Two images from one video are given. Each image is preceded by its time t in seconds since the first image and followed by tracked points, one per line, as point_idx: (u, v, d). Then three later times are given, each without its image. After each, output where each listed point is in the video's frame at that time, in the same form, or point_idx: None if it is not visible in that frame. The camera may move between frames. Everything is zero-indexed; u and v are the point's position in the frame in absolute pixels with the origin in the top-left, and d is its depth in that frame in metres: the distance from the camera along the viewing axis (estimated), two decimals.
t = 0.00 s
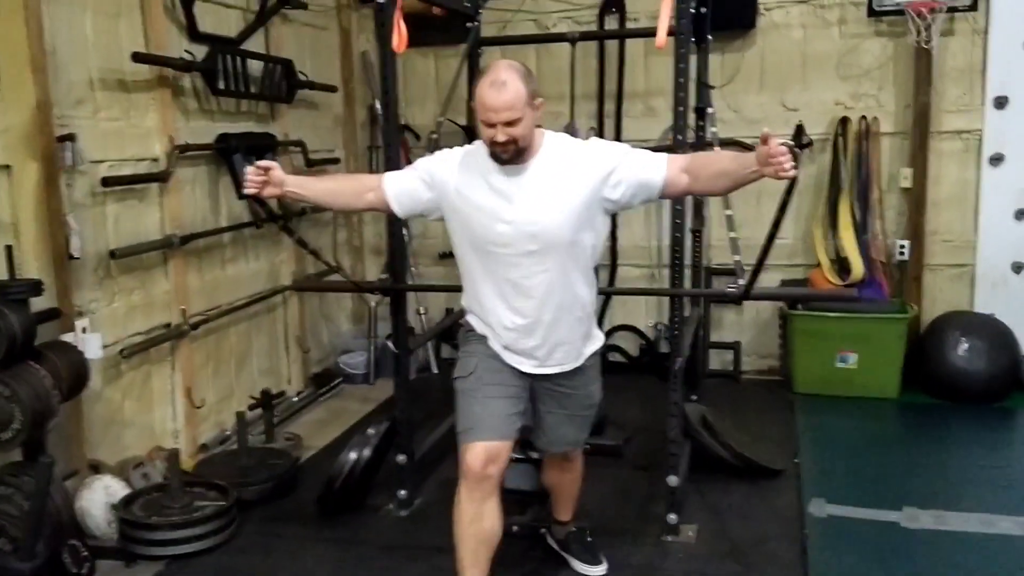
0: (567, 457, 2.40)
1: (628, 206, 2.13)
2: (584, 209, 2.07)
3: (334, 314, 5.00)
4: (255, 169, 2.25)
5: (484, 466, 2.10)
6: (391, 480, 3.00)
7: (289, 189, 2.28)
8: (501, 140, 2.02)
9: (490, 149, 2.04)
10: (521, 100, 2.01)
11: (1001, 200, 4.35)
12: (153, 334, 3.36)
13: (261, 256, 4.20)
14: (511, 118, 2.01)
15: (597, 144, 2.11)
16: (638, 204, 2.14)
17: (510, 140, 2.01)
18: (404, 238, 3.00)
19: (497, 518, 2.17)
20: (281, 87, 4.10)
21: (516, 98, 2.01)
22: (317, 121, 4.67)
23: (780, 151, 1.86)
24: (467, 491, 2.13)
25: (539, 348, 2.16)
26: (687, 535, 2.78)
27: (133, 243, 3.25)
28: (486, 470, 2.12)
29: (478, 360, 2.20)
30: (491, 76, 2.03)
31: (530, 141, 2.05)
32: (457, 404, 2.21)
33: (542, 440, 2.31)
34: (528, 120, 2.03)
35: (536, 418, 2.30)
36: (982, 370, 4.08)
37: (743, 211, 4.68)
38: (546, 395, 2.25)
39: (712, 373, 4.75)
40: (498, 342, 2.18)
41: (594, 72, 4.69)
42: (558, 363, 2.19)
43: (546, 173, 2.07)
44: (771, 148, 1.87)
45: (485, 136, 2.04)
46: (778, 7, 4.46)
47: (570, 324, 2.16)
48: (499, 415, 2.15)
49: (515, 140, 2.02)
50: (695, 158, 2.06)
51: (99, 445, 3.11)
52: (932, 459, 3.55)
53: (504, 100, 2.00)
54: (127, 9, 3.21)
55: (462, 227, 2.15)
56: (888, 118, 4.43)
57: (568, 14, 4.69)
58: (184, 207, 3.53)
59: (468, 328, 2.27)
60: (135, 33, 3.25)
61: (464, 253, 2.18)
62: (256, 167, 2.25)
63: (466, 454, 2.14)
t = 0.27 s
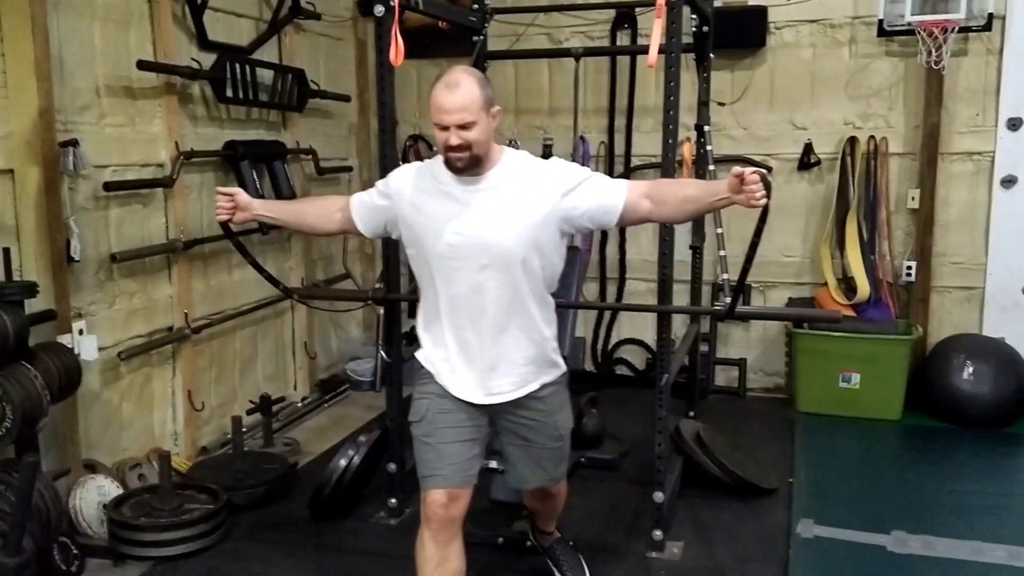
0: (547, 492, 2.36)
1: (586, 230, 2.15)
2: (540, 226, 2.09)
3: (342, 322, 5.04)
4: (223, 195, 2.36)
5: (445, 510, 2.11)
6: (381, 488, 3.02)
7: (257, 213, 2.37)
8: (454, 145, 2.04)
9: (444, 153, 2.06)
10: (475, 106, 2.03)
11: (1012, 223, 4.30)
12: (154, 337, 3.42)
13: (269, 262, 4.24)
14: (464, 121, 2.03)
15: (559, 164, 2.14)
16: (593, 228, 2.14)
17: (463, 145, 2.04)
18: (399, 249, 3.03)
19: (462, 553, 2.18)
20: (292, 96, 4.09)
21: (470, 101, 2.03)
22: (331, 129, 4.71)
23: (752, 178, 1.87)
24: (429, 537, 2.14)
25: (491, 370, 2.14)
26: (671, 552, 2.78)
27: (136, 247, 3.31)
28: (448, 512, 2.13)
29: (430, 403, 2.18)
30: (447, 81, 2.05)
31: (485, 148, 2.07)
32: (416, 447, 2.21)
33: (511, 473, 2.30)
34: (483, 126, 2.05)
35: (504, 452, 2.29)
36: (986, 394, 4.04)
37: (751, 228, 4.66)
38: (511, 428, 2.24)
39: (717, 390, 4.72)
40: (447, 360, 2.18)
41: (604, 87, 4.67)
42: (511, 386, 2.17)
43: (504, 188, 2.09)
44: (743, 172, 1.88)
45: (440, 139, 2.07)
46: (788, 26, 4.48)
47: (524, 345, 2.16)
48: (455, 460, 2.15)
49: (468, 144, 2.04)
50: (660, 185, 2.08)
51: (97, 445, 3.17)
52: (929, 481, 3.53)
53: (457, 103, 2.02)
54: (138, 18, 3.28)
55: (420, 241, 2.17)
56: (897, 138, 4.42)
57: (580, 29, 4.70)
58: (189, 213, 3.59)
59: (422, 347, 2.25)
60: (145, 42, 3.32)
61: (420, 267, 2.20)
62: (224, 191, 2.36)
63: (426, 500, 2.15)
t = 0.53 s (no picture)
0: (529, 492, 2.44)
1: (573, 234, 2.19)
2: (526, 230, 2.14)
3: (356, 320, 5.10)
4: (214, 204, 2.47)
5: (429, 511, 2.13)
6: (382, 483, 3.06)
7: (244, 220, 2.47)
8: (436, 145, 2.10)
9: (427, 153, 2.12)
10: (459, 107, 2.10)
11: None
12: (166, 331, 3.50)
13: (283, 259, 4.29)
14: (447, 121, 2.09)
15: (546, 169, 2.19)
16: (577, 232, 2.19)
17: (445, 145, 2.09)
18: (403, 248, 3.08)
19: (447, 555, 2.21)
20: (306, 97, 4.15)
21: (453, 102, 2.09)
22: (347, 130, 4.78)
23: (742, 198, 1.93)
24: (413, 537, 2.16)
25: (477, 372, 2.19)
26: (664, 551, 2.82)
27: (149, 243, 3.39)
28: (432, 514, 2.15)
29: (420, 405, 2.23)
30: (432, 82, 2.12)
31: (467, 151, 2.11)
32: (403, 448, 2.25)
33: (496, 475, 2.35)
34: (466, 127, 2.11)
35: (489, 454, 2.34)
36: (996, 401, 4.00)
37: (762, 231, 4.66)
38: (498, 430, 2.30)
39: (726, 393, 4.72)
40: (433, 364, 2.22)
41: (617, 89, 4.70)
42: (497, 389, 2.22)
43: (491, 192, 2.14)
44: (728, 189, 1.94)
45: (424, 139, 2.13)
46: (801, 30, 4.47)
47: (510, 348, 2.20)
48: (440, 461, 2.18)
49: (449, 146, 2.10)
50: (646, 192, 2.13)
51: (108, 436, 3.25)
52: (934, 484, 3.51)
53: (440, 102, 2.09)
54: (153, 21, 3.36)
55: (409, 244, 2.23)
56: (910, 143, 4.40)
57: (593, 32, 4.73)
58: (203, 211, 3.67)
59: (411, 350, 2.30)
60: (160, 44, 3.40)
61: (407, 272, 2.25)
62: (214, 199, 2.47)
63: (410, 501, 2.17)
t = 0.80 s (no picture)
0: (530, 485, 2.47)
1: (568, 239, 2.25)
2: (520, 234, 2.20)
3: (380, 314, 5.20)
4: (229, 214, 2.59)
5: (425, 498, 2.19)
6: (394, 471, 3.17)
7: (259, 227, 2.58)
8: (443, 147, 2.16)
9: (433, 155, 2.18)
10: (463, 110, 2.17)
11: None
12: (192, 322, 3.62)
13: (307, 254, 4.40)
14: (453, 122, 2.16)
15: (542, 175, 2.26)
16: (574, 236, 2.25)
17: (452, 147, 2.16)
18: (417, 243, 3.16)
19: (443, 543, 2.26)
20: (332, 97, 4.25)
21: (459, 104, 2.17)
22: (372, 128, 4.88)
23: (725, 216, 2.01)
24: (410, 524, 2.22)
25: (475, 374, 2.25)
26: (666, 544, 2.89)
27: (177, 236, 3.51)
28: (429, 501, 2.21)
29: (422, 395, 2.30)
30: (437, 86, 2.19)
31: (471, 153, 2.19)
32: (404, 436, 2.31)
33: (497, 468, 2.41)
34: (470, 130, 2.18)
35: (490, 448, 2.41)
36: (1015, 404, 3.97)
37: (782, 231, 4.68)
38: (499, 423, 2.37)
39: (744, 392, 4.74)
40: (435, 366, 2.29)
41: (638, 89, 4.75)
42: (495, 389, 2.28)
43: (487, 197, 2.21)
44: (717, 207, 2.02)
45: (429, 142, 2.19)
46: (823, 29, 4.47)
47: (507, 350, 2.27)
48: (439, 451, 2.25)
49: (455, 147, 2.16)
50: (640, 199, 2.18)
51: (135, 422, 3.38)
52: (946, 482, 3.51)
53: (446, 105, 2.16)
54: (182, 21, 3.48)
55: (409, 248, 2.30)
56: (932, 144, 4.38)
57: (615, 32, 4.78)
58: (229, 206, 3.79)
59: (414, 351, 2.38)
60: (190, 44, 3.52)
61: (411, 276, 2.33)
62: (229, 207, 2.59)
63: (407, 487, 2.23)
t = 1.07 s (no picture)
0: (549, 480, 2.52)
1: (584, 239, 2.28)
2: (536, 236, 2.25)
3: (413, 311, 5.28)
4: (243, 212, 2.55)
5: (440, 491, 2.25)
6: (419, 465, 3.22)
7: (274, 226, 2.57)
8: (458, 147, 2.22)
9: (449, 156, 2.24)
10: (480, 113, 2.23)
11: None
12: (228, 316, 3.73)
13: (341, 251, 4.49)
14: (470, 124, 2.22)
15: (558, 176, 2.29)
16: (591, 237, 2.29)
17: (467, 149, 2.21)
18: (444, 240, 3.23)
19: (460, 535, 2.32)
20: (367, 97, 4.34)
21: (476, 107, 2.22)
22: (406, 128, 4.96)
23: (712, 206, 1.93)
24: (427, 515, 2.28)
25: (494, 371, 2.31)
26: (686, 540, 2.93)
27: (214, 233, 3.62)
28: (444, 494, 2.27)
29: (442, 391, 2.37)
30: (457, 89, 2.25)
31: (487, 155, 2.23)
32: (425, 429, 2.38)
33: (517, 463, 2.46)
34: (486, 133, 2.23)
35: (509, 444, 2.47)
36: None
37: (814, 232, 4.67)
38: (518, 420, 2.42)
39: (774, 393, 4.73)
40: (457, 363, 2.36)
41: (670, 89, 4.77)
42: (515, 387, 2.34)
43: (505, 198, 2.26)
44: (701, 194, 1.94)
45: (447, 142, 2.25)
46: (857, 29, 4.45)
47: (525, 349, 2.32)
48: (456, 445, 2.31)
49: (470, 149, 2.22)
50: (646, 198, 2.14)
51: (172, 411, 3.49)
52: (973, 485, 3.49)
53: (463, 107, 2.22)
54: (221, 24, 3.59)
55: (430, 250, 2.37)
56: (967, 144, 4.34)
57: (647, 32, 4.80)
58: (265, 204, 3.89)
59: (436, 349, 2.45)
60: (228, 46, 3.63)
61: (432, 276, 2.39)
62: (245, 206, 2.55)
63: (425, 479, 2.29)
